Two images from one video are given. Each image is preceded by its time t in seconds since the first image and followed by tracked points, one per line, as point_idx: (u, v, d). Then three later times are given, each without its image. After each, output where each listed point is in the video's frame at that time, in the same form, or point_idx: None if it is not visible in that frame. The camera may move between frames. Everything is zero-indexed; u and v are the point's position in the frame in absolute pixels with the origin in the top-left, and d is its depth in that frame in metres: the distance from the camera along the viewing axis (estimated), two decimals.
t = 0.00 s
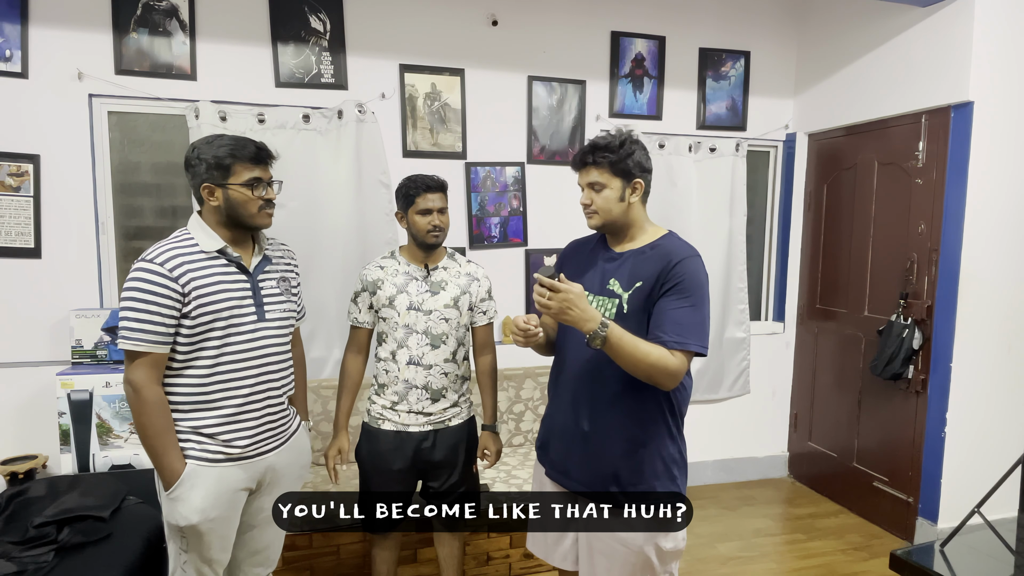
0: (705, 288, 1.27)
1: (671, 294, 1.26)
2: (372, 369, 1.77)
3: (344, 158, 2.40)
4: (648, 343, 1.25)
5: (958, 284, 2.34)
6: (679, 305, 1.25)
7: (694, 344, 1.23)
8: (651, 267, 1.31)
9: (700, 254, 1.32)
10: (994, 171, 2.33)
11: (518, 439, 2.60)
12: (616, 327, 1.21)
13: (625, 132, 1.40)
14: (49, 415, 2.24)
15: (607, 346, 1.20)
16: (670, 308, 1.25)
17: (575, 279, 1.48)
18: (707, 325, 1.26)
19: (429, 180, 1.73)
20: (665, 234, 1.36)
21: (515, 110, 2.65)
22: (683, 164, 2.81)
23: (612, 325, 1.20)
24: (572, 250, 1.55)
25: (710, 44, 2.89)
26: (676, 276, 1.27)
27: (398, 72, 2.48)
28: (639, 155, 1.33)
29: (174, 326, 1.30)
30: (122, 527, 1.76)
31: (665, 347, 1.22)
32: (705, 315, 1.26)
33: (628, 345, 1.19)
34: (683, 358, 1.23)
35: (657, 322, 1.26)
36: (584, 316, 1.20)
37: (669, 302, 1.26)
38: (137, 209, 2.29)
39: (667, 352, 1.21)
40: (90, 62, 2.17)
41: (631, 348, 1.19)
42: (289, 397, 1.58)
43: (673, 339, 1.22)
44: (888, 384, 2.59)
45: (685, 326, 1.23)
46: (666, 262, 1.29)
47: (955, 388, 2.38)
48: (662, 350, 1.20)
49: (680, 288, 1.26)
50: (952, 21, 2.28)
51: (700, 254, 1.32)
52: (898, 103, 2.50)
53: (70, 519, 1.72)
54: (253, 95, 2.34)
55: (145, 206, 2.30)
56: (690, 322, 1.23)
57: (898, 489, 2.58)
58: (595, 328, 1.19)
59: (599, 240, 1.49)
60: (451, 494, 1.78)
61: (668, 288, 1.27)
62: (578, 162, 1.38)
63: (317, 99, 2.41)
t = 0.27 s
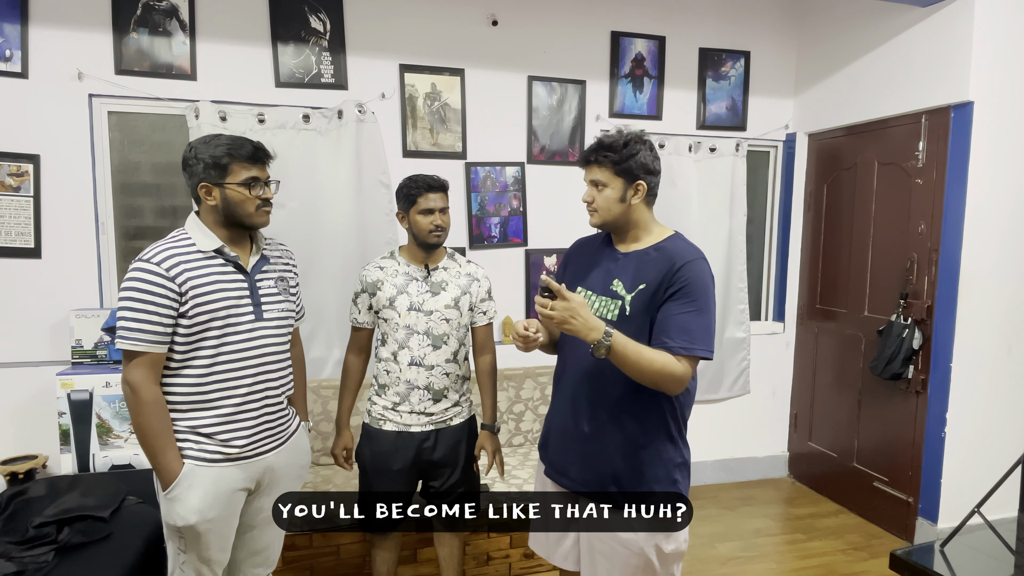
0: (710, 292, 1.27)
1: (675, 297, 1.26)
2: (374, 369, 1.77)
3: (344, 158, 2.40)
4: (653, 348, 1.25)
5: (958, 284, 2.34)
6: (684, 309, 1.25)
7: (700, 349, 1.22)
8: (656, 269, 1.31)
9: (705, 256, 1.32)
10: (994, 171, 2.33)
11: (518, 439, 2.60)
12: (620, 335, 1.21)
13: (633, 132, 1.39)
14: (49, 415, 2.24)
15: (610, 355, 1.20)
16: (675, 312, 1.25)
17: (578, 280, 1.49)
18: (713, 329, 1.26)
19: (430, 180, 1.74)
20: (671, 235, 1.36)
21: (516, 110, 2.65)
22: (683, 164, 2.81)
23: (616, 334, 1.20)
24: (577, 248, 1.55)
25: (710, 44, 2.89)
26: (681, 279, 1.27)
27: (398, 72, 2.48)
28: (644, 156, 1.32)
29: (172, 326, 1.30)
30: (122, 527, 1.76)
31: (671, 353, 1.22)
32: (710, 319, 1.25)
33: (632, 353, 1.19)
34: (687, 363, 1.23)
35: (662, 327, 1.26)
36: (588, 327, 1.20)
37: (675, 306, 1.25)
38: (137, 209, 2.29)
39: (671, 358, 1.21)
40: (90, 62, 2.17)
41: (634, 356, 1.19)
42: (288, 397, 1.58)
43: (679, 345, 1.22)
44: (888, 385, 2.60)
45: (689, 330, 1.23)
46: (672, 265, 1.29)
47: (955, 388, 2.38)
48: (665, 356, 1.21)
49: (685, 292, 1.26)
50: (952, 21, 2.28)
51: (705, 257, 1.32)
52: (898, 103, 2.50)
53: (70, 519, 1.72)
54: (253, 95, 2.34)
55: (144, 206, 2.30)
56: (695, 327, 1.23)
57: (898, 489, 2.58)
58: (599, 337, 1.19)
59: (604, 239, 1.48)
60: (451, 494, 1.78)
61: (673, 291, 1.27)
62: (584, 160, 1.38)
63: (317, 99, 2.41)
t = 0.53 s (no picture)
0: (712, 293, 1.26)
1: (676, 297, 1.26)
2: (373, 368, 1.77)
3: (344, 158, 2.40)
4: (653, 349, 1.25)
5: (958, 284, 2.34)
6: (684, 308, 1.24)
7: (701, 350, 1.22)
8: (657, 269, 1.31)
9: (709, 256, 1.31)
10: (995, 171, 2.33)
11: (518, 439, 2.60)
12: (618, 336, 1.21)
13: (637, 132, 1.39)
14: (49, 415, 2.24)
15: (608, 357, 1.20)
16: (675, 311, 1.25)
17: (583, 280, 1.50)
18: (715, 330, 1.25)
19: (430, 180, 1.74)
20: (676, 235, 1.36)
21: (516, 110, 2.65)
22: (683, 164, 2.81)
23: (613, 335, 1.20)
24: (584, 248, 1.56)
25: (710, 44, 2.89)
26: (681, 279, 1.26)
27: (397, 72, 2.48)
28: (647, 155, 1.31)
29: (170, 326, 1.30)
30: (122, 527, 1.76)
31: (671, 354, 1.22)
32: (712, 320, 1.24)
33: (631, 356, 1.19)
34: (687, 364, 1.23)
35: (663, 328, 1.26)
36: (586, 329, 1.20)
37: (676, 306, 1.25)
38: (137, 210, 2.29)
39: (671, 360, 1.21)
40: (90, 62, 2.17)
41: (634, 359, 1.19)
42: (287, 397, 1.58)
43: (679, 345, 1.22)
44: (888, 384, 2.60)
45: (688, 330, 1.22)
46: (673, 265, 1.29)
47: (955, 388, 2.38)
48: (665, 358, 1.20)
49: (686, 291, 1.25)
50: (952, 21, 2.28)
51: (709, 257, 1.32)
52: (899, 103, 2.50)
53: (70, 519, 1.72)
54: (253, 95, 2.34)
55: (145, 206, 2.30)
56: (697, 327, 1.23)
57: (898, 489, 2.57)
58: (597, 339, 1.19)
59: (611, 239, 1.49)
60: (451, 494, 1.79)
61: (674, 291, 1.27)
62: (588, 161, 1.38)
63: (317, 99, 2.41)
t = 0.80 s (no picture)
0: (714, 293, 1.25)
1: (675, 296, 1.26)
2: (373, 367, 1.76)
3: (344, 158, 2.40)
4: (653, 351, 1.25)
5: (958, 284, 2.34)
6: (683, 308, 1.24)
7: (701, 350, 1.21)
8: (658, 269, 1.31)
9: (711, 256, 1.31)
10: (995, 171, 2.33)
11: (518, 439, 2.60)
12: (618, 337, 1.22)
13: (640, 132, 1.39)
14: (49, 415, 2.24)
15: (607, 359, 1.21)
16: (675, 312, 1.24)
17: (589, 281, 1.51)
18: (716, 331, 1.24)
19: (430, 180, 1.73)
20: (680, 234, 1.35)
21: (516, 110, 2.65)
22: (683, 164, 2.81)
23: (613, 336, 1.21)
24: (592, 248, 1.57)
25: (710, 44, 2.89)
26: (681, 279, 1.26)
27: (398, 72, 2.48)
28: (650, 156, 1.31)
29: (170, 326, 1.30)
30: (122, 527, 1.76)
31: (671, 355, 1.22)
32: (712, 320, 1.23)
33: (629, 357, 1.20)
34: (686, 365, 1.22)
35: (664, 329, 1.26)
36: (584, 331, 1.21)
37: (676, 306, 1.25)
38: (137, 209, 2.29)
39: (671, 361, 1.21)
40: (90, 62, 2.17)
41: (633, 360, 1.20)
42: (288, 397, 1.58)
43: (678, 346, 1.21)
44: (888, 384, 2.60)
45: (687, 330, 1.22)
46: (674, 265, 1.28)
47: (956, 388, 2.38)
48: (664, 359, 1.21)
49: (686, 291, 1.25)
50: (952, 21, 2.28)
51: (710, 257, 1.31)
52: (899, 103, 2.50)
53: (70, 519, 1.72)
54: (253, 94, 2.34)
55: (145, 206, 2.30)
56: (697, 327, 1.22)
57: (898, 489, 2.57)
58: (595, 341, 1.21)
59: (617, 240, 1.49)
60: (450, 493, 1.79)
61: (674, 292, 1.26)
62: (590, 164, 1.39)
63: (317, 99, 2.41)
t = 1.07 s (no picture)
0: (715, 295, 1.24)
1: (677, 297, 1.26)
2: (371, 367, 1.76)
3: (344, 158, 2.40)
4: (655, 354, 1.25)
5: (957, 284, 2.34)
6: (684, 309, 1.24)
7: (702, 351, 1.21)
8: (661, 269, 1.31)
9: (714, 257, 1.30)
10: (995, 171, 2.33)
11: (518, 439, 2.61)
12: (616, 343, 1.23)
13: (655, 131, 1.39)
14: (48, 415, 2.24)
15: (607, 363, 1.23)
16: (676, 314, 1.24)
17: (596, 280, 1.51)
18: (718, 333, 1.23)
19: (422, 186, 1.72)
20: (686, 234, 1.35)
21: (516, 110, 2.65)
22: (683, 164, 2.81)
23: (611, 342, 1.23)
24: (602, 248, 1.57)
25: (710, 44, 2.89)
26: (683, 281, 1.26)
27: (398, 72, 2.48)
28: (661, 154, 1.32)
29: (170, 326, 1.30)
30: (122, 527, 1.76)
31: (672, 358, 1.22)
32: (713, 322, 1.23)
33: (628, 360, 1.21)
34: (686, 368, 1.22)
35: (665, 331, 1.25)
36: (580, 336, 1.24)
37: (678, 308, 1.24)
38: (137, 210, 2.29)
39: (672, 364, 1.21)
40: (90, 62, 2.17)
41: (632, 364, 1.21)
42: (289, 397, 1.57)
43: (679, 348, 1.21)
44: (888, 384, 2.60)
45: (687, 332, 1.22)
46: (676, 266, 1.28)
47: (955, 388, 2.38)
48: (664, 363, 1.21)
49: (687, 292, 1.24)
50: (952, 20, 2.28)
51: (714, 257, 1.30)
52: (899, 103, 2.50)
53: (70, 519, 1.72)
54: (253, 95, 2.34)
55: (145, 206, 2.30)
56: (698, 329, 1.21)
57: (898, 488, 2.58)
58: (595, 345, 1.23)
59: (626, 240, 1.49)
60: (449, 493, 1.79)
61: (675, 293, 1.26)
62: (602, 156, 1.39)
63: (317, 99, 2.41)
